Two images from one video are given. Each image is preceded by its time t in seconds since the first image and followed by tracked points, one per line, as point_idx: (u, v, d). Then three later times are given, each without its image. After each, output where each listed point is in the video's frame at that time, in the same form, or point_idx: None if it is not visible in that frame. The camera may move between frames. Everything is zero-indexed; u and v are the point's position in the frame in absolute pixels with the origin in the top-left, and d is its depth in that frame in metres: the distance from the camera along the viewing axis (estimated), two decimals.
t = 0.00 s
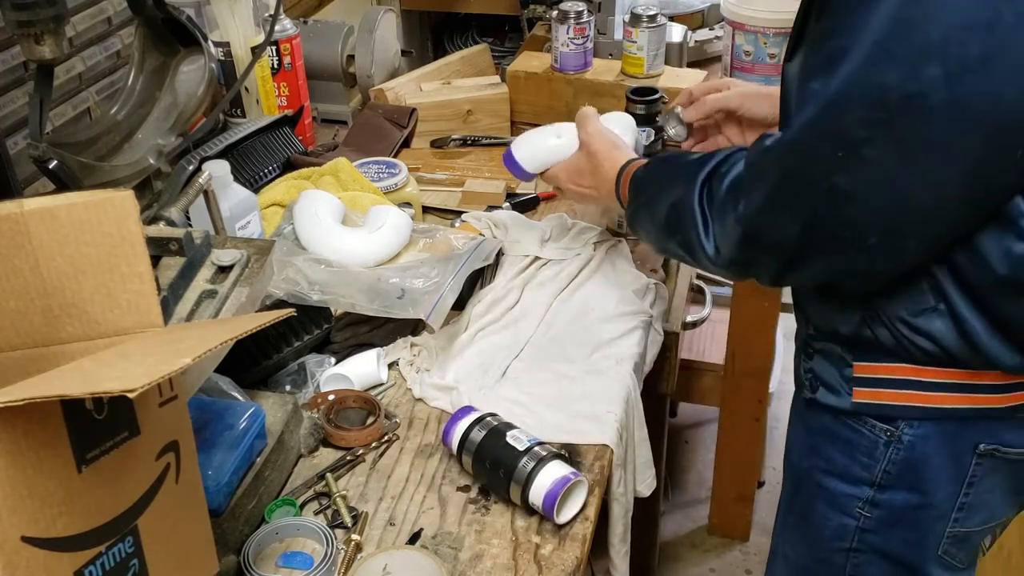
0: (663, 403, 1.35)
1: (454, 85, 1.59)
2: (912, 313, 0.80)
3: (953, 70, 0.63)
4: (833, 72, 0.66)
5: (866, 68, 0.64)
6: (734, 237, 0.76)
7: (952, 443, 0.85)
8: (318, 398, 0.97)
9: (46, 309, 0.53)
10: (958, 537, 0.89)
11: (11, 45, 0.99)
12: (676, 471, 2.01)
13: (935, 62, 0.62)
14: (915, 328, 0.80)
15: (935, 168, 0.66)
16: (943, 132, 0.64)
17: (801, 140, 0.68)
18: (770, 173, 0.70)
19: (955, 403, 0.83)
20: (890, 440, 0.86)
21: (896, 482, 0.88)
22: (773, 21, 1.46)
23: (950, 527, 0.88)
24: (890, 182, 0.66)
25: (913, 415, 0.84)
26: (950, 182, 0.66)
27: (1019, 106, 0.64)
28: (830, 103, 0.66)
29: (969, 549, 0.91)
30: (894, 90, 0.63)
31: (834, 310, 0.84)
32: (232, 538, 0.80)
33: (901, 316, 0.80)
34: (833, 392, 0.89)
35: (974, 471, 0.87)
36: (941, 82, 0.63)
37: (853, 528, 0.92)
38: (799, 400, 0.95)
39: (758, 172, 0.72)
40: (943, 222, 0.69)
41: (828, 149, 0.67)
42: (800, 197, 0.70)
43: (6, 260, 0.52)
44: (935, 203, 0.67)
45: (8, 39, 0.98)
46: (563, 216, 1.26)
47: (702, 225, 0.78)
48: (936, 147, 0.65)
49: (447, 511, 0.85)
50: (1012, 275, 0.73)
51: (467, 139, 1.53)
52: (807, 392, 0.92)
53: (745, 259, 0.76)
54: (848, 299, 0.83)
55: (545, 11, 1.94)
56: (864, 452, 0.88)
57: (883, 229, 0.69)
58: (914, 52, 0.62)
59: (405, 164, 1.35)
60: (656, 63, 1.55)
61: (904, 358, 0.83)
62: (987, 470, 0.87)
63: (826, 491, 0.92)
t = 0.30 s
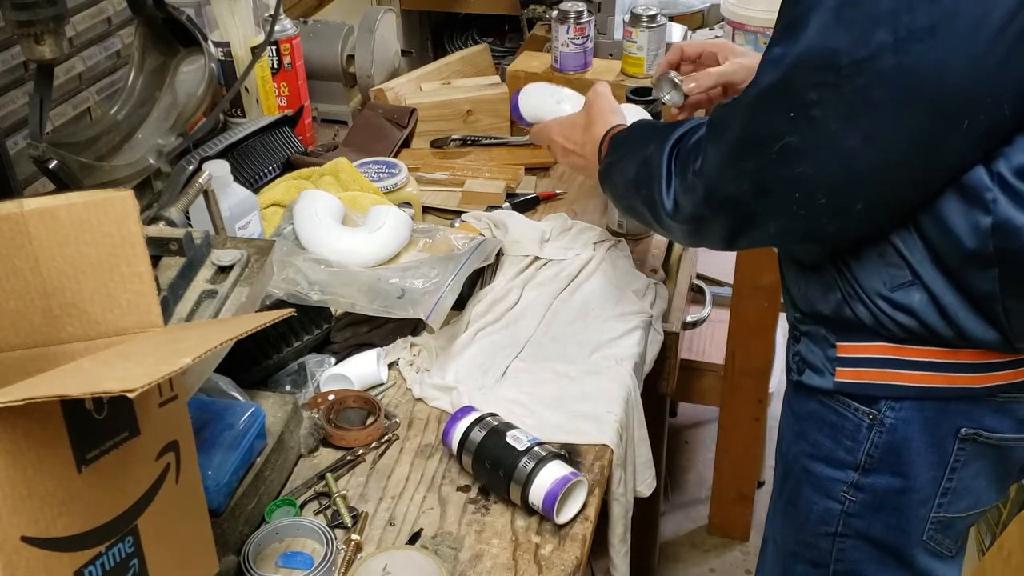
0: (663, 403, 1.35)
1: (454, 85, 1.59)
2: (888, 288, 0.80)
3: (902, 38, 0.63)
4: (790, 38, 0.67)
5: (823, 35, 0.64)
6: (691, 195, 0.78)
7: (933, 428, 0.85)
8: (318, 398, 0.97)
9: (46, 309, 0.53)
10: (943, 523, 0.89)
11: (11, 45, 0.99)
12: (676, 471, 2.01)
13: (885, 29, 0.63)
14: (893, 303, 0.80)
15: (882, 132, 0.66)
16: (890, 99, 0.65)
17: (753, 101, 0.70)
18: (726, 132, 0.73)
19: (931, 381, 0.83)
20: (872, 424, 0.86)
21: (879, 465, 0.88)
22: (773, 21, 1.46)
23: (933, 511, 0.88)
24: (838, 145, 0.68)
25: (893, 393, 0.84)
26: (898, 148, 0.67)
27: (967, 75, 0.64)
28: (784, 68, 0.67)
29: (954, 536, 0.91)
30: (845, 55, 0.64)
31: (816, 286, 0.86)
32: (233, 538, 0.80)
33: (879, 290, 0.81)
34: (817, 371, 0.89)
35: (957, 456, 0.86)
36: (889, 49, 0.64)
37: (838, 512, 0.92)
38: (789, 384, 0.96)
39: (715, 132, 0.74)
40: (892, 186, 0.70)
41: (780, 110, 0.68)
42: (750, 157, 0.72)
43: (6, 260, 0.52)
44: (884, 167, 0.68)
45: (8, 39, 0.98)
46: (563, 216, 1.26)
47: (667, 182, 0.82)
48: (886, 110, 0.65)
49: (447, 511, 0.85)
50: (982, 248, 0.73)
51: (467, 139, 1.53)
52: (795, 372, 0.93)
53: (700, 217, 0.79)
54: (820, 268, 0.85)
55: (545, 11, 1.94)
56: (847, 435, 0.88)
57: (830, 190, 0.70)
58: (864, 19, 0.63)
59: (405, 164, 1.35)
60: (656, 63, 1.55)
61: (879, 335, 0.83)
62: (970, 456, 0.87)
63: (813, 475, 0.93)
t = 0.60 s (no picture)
0: (663, 403, 1.35)
1: (454, 85, 1.59)
2: (889, 283, 0.80)
3: (903, 31, 0.63)
4: (794, 31, 0.67)
5: (826, 29, 0.65)
6: (693, 189, 0.78)
7: (933, 423, 0.85)
8: (318, 398, 0.97)
9: (45, 309, 0.53)
10: (942, 518, 0.90)
11: (11, 45, 0.99)
12: (676, 471, 2.01)
13: (886, 22, 0.63)
14: (893, 298, 0.80)
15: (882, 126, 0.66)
16: (891, 93, 0.65)
17: (757, 94, 0.70)
18: (730, 126, 0.73)
19: (932, 376, 0.83)
20: (873, 419, 0.86)
21: (879, 460, 0.88)
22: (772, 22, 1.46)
23: (933, 507, 0.88)
24: (839, 140, 0.68)
25: (894, 388, 0.84)
26: (897, 142, 0.67)
27: (967, 69, 0.64)
28: (786, 62, 0.67)
29: (954, 532, 0.91)
30: (847, 48, 0.64)
31: (817, 282, 0.86)
32: (233, 538, 0.80)
33: (880, 285, 0.80)
34: (818, 366, 0.89)
35: (957, 451, 0.86)
36: (890, 43, 0.64)
37: (838, 507, 0.92)
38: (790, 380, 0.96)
39: (720, 126, 0.74)
40: (892, 182, 0.70)
41: (783, 104, 0.68)
42: (753, 151, 0.72)
43: (6, 260, 0.52)
44: (883, 162, 0.68)
45: (8, 39, 0.98)
46: (563, 215, 1.26)
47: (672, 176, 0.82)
48: (886, 104, 0.66)
49: (447, 511, 0.85)
50: (983, 242, 0.73)
51: (467, 139, 1.53)
52: (796, 367, 0.93)
53: (702, 212, 0.79)
54: (820, 263, 0.84)
55: (545, 11, 1.94)
56: (848, 430, 0.88)
57: (831, 185, 0.70)
58: (866, 12, 0.63)
59: (405, 164, 1.35)
60: (656, 62, 1.55)
61: (880, 330, 0.83)
62: (970, 451, 0.87)
63: (813, 471, 0.93)
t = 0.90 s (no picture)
0: (663, 403, 1.35)
1: (454, 85, 1.59)
2: (891, 286, 0.80)
3: (905, 33, 0.63)
4: (796, 32, 0.67)
5: (826, 31, 0.64)
6: (693, 190, 0.78)
7: (935, 427, 0.85)
8: (318, 398, 0.97)
9: (45, 309, 0.53)
10: (944, 522, 0.90)
11: (11, 45, 0.99)
12: (676, 471, 2.01)
13: (885, 23, 0.63)
14: (895, 301, 0.80)
15: (883, 126, 0.66)
16: (891, 94, 0.65)
17: (758, 95, 0.70)
18: (731, 126, 0.73)
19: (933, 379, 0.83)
20: (874, 422, 0.86)
21: (881, 464, 0.88)
22: (773, 22, 1.46)
23: (934, 510, 0.88)
24: (840, 142, 0.68)
25: (896, 392, 0.84)
26: (898, 143, 0.67)
27: (965, 69, 0.64)
28: (787, 63, 0.67)
29: (955, 537, 0.91)
30: (848, 49, 0.64)
31: (819, 284, 0.86)
32: (233, 538, 0.80)
33: (882, 288, 0.80)
34: (818, 368, 0.89)
35: (958, 455, 0.86)
36: (892, 44, 0.64)
37: (839, 510, 0.92)
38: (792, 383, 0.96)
39: (721, 127, 0.74)
40: (895, 184, 0.70)
41: (784, 105, 0.68)
42: (753, 152, 0.72)
43: (6, 260, 0.52)
44: (884, 163, 0.68)
45: (8, 39, 0.98)
46: (563, 215, 1.26)
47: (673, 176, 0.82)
48: (886, 105, 0.65)
49: (447, 511, 0.85)
50: (985, 245, 0.73)
51: (467, 139, 1.53)
52: (798, 370, 0.93)
53: (702, 214, 0.79)
54: (822, 266, 0.84)
55: (545, 11, 1.94)
56: (849, 433, 0.88)
57: (833, 188, 0.70)
58: (866, 13, 0.63)
59: (405, 164, 1.35)
60: (656, 63, 1.55)
61: (881, 333, 0.83)
62: (972, 455, 0.87)
63: (814, 473, 0.93)
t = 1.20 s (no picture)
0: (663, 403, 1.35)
1: (454, 85, 1.59)
2: (892, 293, 0.80)
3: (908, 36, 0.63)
4: (812, 50, 0.67)
5: (843, 49, 0.64)
6: (712, 214, 0.78)
7: (936, 428, 0.85)
8: (318, 398, 0.97)
9: (45, 309, 0.53)
10: (945, 523, 0.90)
11: (11, 45, 0.99)
12: (676, 471, 2.02)
13: (885, 25, 0.63)
14: (896, 309, 0.80)
15: (905, 141, 0.66)
16: (911, 110, 0.65)
17: (779, 117, 0.69)
18: (751, 149, 0.73)
19: (936, 384, 0.83)
20: (875, 423, 0.86)
21: (881, 464, 0.88)
22: (772, 22, 1.47)
23: (935, 511, 0.89)
24: (862, 160, 0.67)
25: (897, 395, 0.84)
26: (919, 158, 0.67)
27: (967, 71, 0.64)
28: (805, 84, 0.67)
29: (956, 537, 0.91)
30: (866, 67, 0.64)
31: (819, 292, 0.86)
32: (233, 538, 0.80)
33: (883, 295, 0.80)
34: (820, 372, 0.89)
35: (959, 456, 0.86)
36: (911, 60, 0.63)
37: (840, 511, 0.92)
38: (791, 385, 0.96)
39: (740, 149, 0.74)
40: (914, 198, 0.70)
41: (804, 126, 0.68)
42: (775, 175, 0.72)
43: (7, 260, 0.52)
44: (901, 179, 0.68)
45: (8, 39, 0.98)
46: (564, 215, 1.26)
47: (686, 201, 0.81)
48: (906, 121, 0.65)
49: (447, 511, 0.85)
50: (990, 253, 0.73)
51: (467, 139, 1.53)
52: (797, 373, 0.93)
53: (722, 237, 0.79)
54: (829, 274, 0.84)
55: (545, 11, 1.94)
56: (850, 434, 0.88)
57: (855, 207, 0.70)
58: (867, 15, 0.63)
59: (404, 164, 1.35)
60: (656, 63, 1.55)
61: (881, 338, 0.83)
62: (973, 456, 0.87)
63: (815, 474, 0.93)
